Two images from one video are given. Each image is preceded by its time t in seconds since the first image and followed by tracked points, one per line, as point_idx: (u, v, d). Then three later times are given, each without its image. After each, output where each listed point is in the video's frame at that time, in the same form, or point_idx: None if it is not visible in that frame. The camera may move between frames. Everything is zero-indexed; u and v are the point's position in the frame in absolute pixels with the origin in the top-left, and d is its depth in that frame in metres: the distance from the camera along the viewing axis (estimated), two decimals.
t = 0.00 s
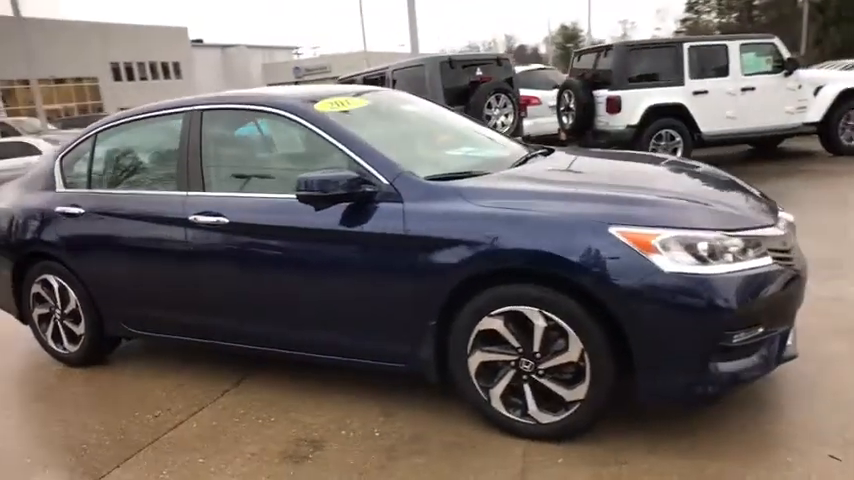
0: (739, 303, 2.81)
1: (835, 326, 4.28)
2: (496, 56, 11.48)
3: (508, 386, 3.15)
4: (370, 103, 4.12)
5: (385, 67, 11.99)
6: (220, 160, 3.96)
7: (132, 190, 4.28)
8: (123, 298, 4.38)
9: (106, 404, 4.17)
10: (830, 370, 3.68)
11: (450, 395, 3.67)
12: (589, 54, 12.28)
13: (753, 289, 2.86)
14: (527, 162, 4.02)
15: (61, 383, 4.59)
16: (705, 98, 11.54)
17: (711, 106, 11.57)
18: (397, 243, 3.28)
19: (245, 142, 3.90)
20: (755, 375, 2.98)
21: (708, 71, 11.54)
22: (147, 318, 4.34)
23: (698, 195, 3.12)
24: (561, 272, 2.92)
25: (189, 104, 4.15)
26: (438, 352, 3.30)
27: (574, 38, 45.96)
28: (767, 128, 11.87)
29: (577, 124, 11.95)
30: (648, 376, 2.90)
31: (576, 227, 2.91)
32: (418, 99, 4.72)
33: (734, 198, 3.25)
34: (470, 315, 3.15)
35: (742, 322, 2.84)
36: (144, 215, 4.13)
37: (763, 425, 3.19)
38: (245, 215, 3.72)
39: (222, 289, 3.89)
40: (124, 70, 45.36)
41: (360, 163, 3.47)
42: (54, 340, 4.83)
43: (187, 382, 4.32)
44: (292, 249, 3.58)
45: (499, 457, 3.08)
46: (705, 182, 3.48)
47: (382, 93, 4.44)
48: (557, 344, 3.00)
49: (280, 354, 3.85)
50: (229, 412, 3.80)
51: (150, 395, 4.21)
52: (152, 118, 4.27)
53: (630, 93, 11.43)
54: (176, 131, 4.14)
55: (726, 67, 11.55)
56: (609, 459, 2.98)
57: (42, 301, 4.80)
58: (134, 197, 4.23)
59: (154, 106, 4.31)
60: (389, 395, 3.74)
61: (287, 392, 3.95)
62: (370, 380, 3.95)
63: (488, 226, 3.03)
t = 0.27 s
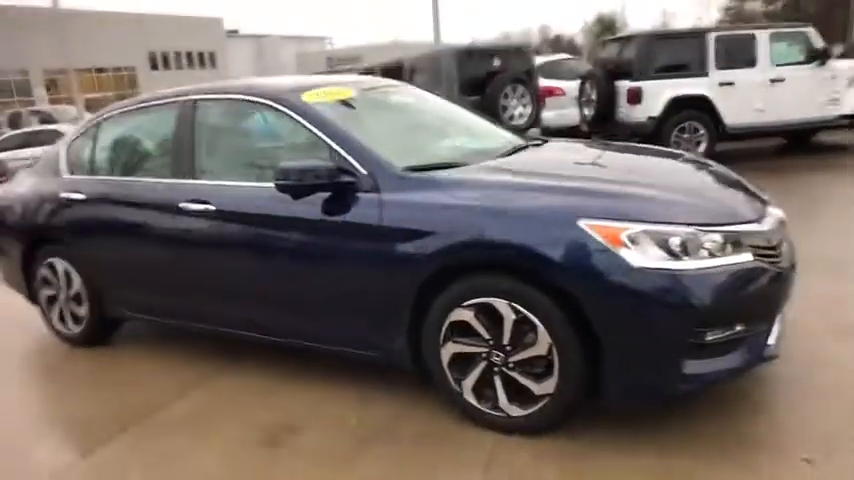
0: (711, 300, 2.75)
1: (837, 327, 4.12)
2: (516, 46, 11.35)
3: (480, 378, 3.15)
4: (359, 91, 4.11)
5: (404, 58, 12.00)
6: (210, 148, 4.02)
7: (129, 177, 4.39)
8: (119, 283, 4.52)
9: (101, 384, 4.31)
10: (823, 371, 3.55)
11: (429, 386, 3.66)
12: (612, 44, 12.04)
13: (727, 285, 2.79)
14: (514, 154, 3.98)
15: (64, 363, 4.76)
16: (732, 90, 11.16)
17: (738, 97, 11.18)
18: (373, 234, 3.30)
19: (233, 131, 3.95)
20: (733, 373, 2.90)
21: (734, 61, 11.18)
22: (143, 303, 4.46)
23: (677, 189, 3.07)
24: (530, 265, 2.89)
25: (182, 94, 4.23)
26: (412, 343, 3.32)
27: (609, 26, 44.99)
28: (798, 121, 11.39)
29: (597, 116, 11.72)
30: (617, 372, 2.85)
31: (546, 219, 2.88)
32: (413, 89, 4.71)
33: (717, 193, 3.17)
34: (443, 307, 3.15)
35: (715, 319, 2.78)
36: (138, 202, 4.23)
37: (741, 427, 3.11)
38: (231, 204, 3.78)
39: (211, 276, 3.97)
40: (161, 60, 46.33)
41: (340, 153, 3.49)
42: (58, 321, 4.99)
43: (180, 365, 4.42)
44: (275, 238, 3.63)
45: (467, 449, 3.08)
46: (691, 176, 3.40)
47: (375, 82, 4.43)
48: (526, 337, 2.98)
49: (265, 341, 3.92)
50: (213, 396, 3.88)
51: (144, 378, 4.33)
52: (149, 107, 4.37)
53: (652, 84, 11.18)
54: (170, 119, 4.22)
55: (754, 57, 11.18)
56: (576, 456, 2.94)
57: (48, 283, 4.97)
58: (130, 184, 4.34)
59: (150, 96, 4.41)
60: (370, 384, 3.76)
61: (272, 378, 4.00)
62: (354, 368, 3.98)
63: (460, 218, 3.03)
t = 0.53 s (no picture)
0: (677, 303, 2.69)
1: (834, 335, 3.98)
2: (533, 40, 11.19)
3: (450, 376, 3.13)
4: (346, 86, 4.11)
5: (421, 51, 11.99)
6: (199, 143, 4.09)
7: (124, 170, 4.50)
8: (115, 273, 4.64)
9: (97, 373, 4.44)
10: (811, 379, 3.43)
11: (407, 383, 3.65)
12: (634, 38, 11.80)
13: (696, 288, 2.72)
14: (499, 150, 3.94)
15: (65, 351, 4.91)
16: (756, 85, 10.83)
17: (762, 93, 10.84)
18: (348, 230, 3.31)
19: (220, 126, 4.01)
20: (704, 377, 2.82)
21: (760, 56, 10.85)
22: (138, 294, 4.57)
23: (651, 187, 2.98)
24: (495, 264, 2.86)
25: (175, 89, 4.31)
26: (385, 339, 3.31)
27: (643, 19, 44.09)
28: (826, 117, 11.01)
29: (617, 112, 11.39)
30: (582, 374, 2.81)
31: (512, 217, 2.85)
32: (405, 82, 4.69)
33: (696, 193, 3.09)
34: (413, 304, 3.14)
35: (682, 322, 2.71)
36: (131, 195, 4.33)
37: (715, 433, 3.02)
38: (216, 198, 3.85)
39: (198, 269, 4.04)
40: (196, 54, 47.24)
41: (318, 149, 3.51)
42: (62, 310, 5.17)
43: (173, 356, 4.52)
44: (257, 233, 3.67)
45: (433, 447, 3.06)
46: (673, 175, 3.32)
47: (365, 76, 4.43)
48: (493, 336, 2.95)
49: (249, 334, 3.96)
50: (198, 388, 3.95)
51: (135, 368, 4.44)
52: (145, 102, 4.47)
53: (673, 78, 10.84)
54: (162, 114, 4.31)
55: (781, 52, 10.85)
56: (541, 458, 2.90)
57: (52, 274, 5.14)
58: (124, 177, 4.45)
59: (145, 91, 4.52)
60: (350, 379, 3.77)
61: (257, 371, 4.05)
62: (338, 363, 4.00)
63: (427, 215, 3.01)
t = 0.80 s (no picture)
0: (637, 304, 2.67)
1: (824, 340, 3.88)
2: (547, 36, 11.11)
3: (417, 373, 3.16)
4: (330, 83, 4.14)
5: (434, 49, 12.00)
6: (187, 139, 4.18)
7: (119, 165, 4.63)
8: (109, 265, 4.78)
9: (90, 361, 4.57)
10: (791, 384, 3.35)
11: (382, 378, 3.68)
12: (650, 35, 11.58)
13: (657, 290, 2.69)
14: (481, 148, 3.94)
15: (64, 340, 5.06)
16: (773, 84, 10.60)
17: (780, 92, 10.62)
18: (320, 227, 3.36)
19: (207, 122, 4.09)
20: (667, 381, 2.79)
21: (778, 54, 10.61)
22: (131, 286, 4.69)
23: (619, 189, 2.96)
24: (457, 262, 2.86)
25: (166, 86, 4.41)
26: (356, 336, 3.35)
27: (673, 16, 43.38)
28: (846, 117, 10.77)
29: (631, 108, 11.37)
30: (543, 374, 2.80)
31: (475, 216, 2.85)
32: (394, 79, 4.71)
33: (667, 193, 3.05)
34: (381, 301, 3.17)
35: (643, 324, 2.68)
36: (124, 189, 4.45)
37: (684, 435, 2.97)
38: (200, 193, 3.92)
39: (184, 262, 4.14)
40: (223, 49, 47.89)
41: (295, 145, 3.56)
42: (62, 301, 5.33)
43: (163, 348, 4.63)
44: (236, 229, 3.74)
45: (397, 443, 3.08)
46: (648, 175, 3.28)
47: (352, 73, 4.46)
48: (457, 335, 2.96)
49: (232, 327, 4.04)
50: (181, 379, 4.04)
51: (127, 358, 4.55)
52: (140, 99, 4.60)
53: (688, 77, 10.60)
54: (155, 111, 4.42)
55: (801, 50, 10.59)
56: (503, 455, 2.89)
57: (54, 265, 5.30)
58: (118, 172, 4.57)
59: (139, 89, 4.65)
60: (328, 374, 3.82)
61: (241, 364, 4.12)
62: (318, 358, 4.05)
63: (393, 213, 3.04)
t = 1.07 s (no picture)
0: (589, 305, 2.69)
1: (804, 344, 3.83)
2: (556, 35, 11.14)
3: (382, 369, 3.22)
4: (314, 84, 4.23)
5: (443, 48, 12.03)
6: (174, 137, 4.31)
7: (114, 163, 4.78)
8: (105, 258, 4.95)
9: (84, 352, 4.73)
10: (759, 389, 3.33)
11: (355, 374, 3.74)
12: (662, 34, 11.34)
13: (610, 291, 2.71)
14: (458, 149, 3.99)
15: (64, 331, 5.24)
16: (788, 83, 10.40)
17: (795, 91, 10.41)
18: (292, 225, 3.44)
19: (192, 121, 4.21)
20: (622, 382, 2.81)
21: (794, 53, 10.39)
22: (126, 280, 4.85)
23: (579, 191, 2.99)
24: (416, 261, 2.92)
25: (158, 86, 4.55)
26: (325, 332, 3.43)
27: (701, 12, 42.65)
28: None
29: (642, 109, 11.17)
30: (497, 372, 2.84)
31: (433, 216, 2.91)
32: (381, 79, 4.79)
33: (629, 195, 3.06)
34: (347, 298, 3.24)
35: (595, 325, 2.71)
36: (117, 186, 4.60)
37: (642, 436, 2.96)
38: (184, 191, 4.05)
39: (171, 257, 4.27)
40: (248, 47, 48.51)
41: (271, 145, 3.65)
42: (63, 293, 5.51)
43: (154, 340, 4.77)
44: (217, 225, 3.84)
45: (359, 438, 3.15)
46: (616, 176, 3.30)
47: (338, 74, 4.54)
48: (417, 332, 3.02)
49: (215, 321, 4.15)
50: (166, 371, 4.16)
51: (118, 349, 4.70)
52: (135, 99, 4.75)
53: (699, 75, 10.47)
54: (147, 110, 4.56)
55: (817, 49, 10.35)
56: (459, 452, 2.93)
57: (56, 258, 5.49)
58: (114, 169, 4.73)
59: (133, 89, 4.81)
60: (305, 369, 3.91)
61: (224, 357, 4.23)
62: (298, 353, 4.13)
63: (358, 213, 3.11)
